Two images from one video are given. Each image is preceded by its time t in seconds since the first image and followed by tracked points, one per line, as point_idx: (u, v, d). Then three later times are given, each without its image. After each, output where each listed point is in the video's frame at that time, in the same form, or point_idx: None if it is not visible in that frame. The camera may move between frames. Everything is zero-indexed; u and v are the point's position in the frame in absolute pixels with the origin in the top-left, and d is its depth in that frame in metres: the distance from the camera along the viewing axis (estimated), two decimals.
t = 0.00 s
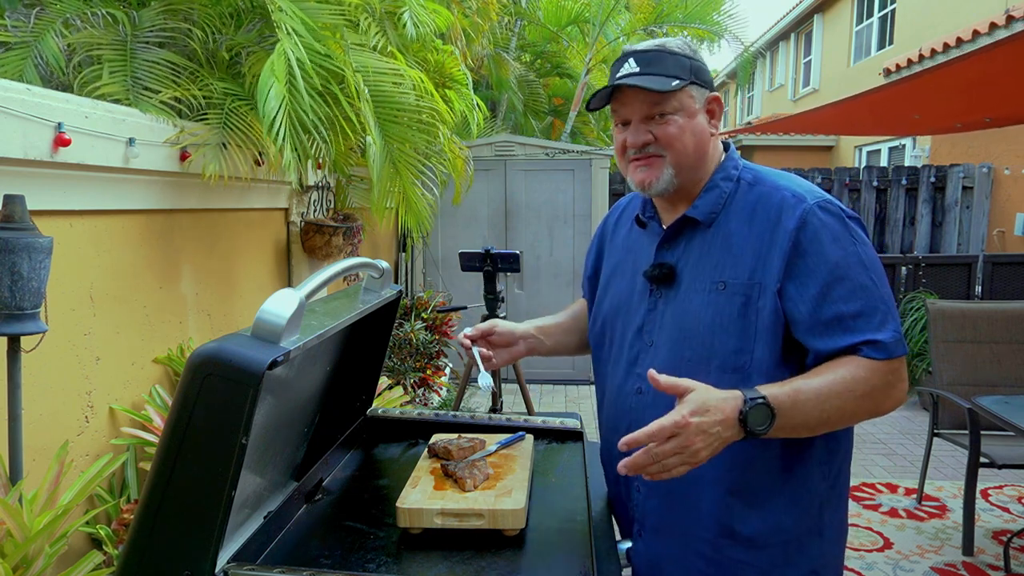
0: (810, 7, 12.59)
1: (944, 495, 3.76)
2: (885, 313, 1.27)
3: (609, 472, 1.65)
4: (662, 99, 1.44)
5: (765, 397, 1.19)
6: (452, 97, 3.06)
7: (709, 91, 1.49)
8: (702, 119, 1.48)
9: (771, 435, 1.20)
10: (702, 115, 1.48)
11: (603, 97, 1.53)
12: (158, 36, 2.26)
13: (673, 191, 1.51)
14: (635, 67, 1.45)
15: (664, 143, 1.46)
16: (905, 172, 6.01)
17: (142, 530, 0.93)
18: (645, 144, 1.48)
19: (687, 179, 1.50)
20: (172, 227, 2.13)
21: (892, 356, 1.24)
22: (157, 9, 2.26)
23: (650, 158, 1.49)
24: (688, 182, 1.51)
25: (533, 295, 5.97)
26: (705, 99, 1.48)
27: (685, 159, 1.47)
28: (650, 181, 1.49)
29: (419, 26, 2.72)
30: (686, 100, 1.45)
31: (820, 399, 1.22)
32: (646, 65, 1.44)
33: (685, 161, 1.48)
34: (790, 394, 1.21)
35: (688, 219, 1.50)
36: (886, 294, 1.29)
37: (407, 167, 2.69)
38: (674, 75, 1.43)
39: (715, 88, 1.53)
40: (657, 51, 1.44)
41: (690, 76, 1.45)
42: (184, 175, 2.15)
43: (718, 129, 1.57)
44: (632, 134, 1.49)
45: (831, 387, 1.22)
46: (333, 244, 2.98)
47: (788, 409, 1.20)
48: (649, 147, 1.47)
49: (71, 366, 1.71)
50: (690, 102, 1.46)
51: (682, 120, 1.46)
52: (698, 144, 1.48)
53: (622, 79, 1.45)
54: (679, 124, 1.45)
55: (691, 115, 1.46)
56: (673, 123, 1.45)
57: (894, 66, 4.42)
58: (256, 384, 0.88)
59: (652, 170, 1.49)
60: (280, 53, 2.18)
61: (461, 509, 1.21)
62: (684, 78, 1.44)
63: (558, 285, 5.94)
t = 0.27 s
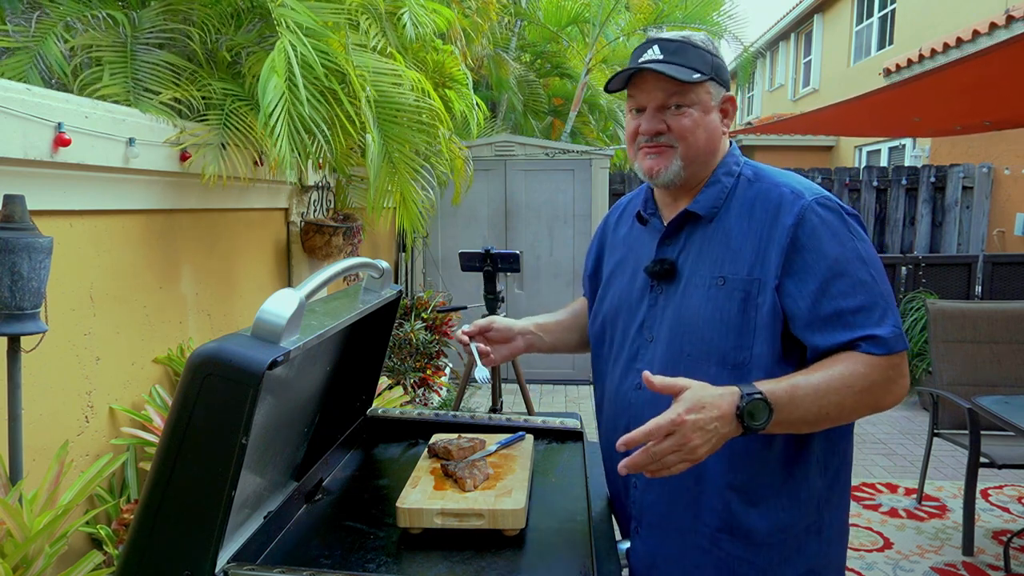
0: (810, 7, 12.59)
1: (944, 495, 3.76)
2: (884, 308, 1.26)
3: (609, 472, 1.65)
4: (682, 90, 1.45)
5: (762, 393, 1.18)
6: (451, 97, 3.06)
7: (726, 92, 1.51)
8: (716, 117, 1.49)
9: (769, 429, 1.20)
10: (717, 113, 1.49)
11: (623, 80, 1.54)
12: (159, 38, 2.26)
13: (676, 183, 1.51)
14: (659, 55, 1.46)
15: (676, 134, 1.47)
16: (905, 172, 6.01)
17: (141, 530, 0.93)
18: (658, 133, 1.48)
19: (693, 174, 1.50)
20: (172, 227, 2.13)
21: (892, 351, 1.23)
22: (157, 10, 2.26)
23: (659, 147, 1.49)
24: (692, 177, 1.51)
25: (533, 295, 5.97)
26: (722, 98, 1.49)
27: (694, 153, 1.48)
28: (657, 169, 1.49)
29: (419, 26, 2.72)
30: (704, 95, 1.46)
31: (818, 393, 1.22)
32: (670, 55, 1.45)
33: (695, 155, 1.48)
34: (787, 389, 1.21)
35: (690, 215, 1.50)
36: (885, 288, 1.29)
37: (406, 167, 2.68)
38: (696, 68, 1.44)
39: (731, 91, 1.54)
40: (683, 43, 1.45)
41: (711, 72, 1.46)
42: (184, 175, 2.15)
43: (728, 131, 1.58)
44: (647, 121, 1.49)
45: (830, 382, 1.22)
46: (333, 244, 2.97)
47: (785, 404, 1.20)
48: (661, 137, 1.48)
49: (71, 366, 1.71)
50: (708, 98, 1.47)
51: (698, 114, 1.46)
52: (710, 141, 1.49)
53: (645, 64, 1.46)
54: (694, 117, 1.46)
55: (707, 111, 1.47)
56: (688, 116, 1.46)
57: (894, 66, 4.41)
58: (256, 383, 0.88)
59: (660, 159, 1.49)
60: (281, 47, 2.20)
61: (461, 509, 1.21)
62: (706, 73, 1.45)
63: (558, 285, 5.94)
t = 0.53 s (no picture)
0: (810, 7, 12.59)
1: (943, 495, 3.76)
2: (887, 314, 1.27)
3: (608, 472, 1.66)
4: (655, 115, 1.43)
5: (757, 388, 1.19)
6: (451, 97, 3.06)
7: (703, 94, 1.47)
8: (699, 125, 1.47)
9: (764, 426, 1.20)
10: (699, 121, 1.46)
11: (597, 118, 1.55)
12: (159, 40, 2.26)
13: (679, 200, 1.51)
14: (625, 85, 1.45)
15: (662, 157, 1.45)
16: (905, 172, 6.01)
17: (141, 530, 0.93)
18: (645, 161, 1.47)
19: (691, 186, 1.49)
20: (172, 226, 2.13)
21: (892, 356, 1.24)
22: (156, 11, 2.25)
23: (650, 173, 1.48)
24: (693, 188, 1.50)
25: (533, 295, 5.97)
26: (700, 103, 1.46)
27: (687, 168, 1.47)
28: (655, 195, 1.49)
29: (418, 26, 2.72)
30: (679, 110, 1.43)
31: (816, 393, 1.22)
32: (634, 83, 1.44)
33: (687, 170, 1.47)
34: (787, 388, 1.21)
35: (694, 217, 1.50)
36: (889, 294, 1.29)
37: (406, 167, 2.68)
38: (665, 87, 1.42)
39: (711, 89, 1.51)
40: (644, 66, 1.44)
41: (681, 84, 1.43)
42: (184, 175, 2.15)
43: (718, 129, 1.54)
44: (631, 152, 1.49)
45: (828, 382, 1.22)
46: (333, 244, 2.97)
47: (783, 402, 1.20)
48: (648, 163, 1.47)
49: (71, 366, 1.71)
50: (685, 111, 1.44)
51: (679, 132, 1.44)
52: (698, 152, 1.47)
53: (612, 100, 1.46)
54: (676, 135, 1.44)
55: (687, 124, 1.45)
56: (669, 136, 1.44)
57: (894, 66, 4.41)
58: (256, 384, 0.88)
59: (655, 184, 1.48)
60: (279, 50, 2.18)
61: (461, 509, 1.21)
62: (676, 87, 1.42)
63: (558, 285, 5.94)
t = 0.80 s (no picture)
0: (810, 7, 12.59)
1: (943, 495, 3.76)
2: (882, 312, 1.26)
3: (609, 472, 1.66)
4: (665, 99, 1.44)
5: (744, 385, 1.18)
6: (452, 97, 3.06)
7: (712, 88, 1.49)
8: (706, 116, 1.48)
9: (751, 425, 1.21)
10: (706, 112, 1.48)
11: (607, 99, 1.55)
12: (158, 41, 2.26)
13: (681, 189, 1.51)
14: (637, 69, 1.46)
15: (669, 142, 1.46)
16: (905, 172, 6.02)
17: (141, 530, 0.93)
18: (651, 144, 1.48)
19: (695, 175, 1.50)
20: (172, 226, 2.13)
21: (886, 355, 1.23)
22: (154, 12, 2.27)
23: (656, 158, 1.49)
24: (696, 179, 1.51)
25: (533, 295, 5.97)
26: (708, 95, 1.48)
27: (692, 156, 1.48)
28: (660, 180, 1.49)
29: (418, 28, 2.72)
30: (688, 98, 1.45)
31: (805, 390, 1.22)
32: (648, 66, 1.45)
33: (693, 157, 1.48)
34: (775, 386, 1.21)
35: (693, 216, 1.50)
36: (885, 293, 1.29)
37: (406, 167, 2.69)
38: (676, 74, 1.44)
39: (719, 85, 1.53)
40: (658, 51, 1.45)
41: (692, 74, 1.45)
42: (184, 176, 2.15)
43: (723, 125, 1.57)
44: (638, 135, 1.49)
45: (816, 380, 1.22)
46: (333, 244, 2.97)
47: (770, 400, 1.20)
48: (655, 147, 1.48)
49: (71, 366, 1.71)
50: (693, 101, 1.46)
51: (686, 119, 1.46)
52: (704, 141, 1.49)
53: (624, 81, 1.46)
54: (683, 122, 1.45)
55: (695, 113, 1.46)
56: (677, 122, 1.45)
57: (894, 66, 4.41)
58: (255, 384, 0.88)
59: (661, 170, 1.49)
60: (278, 59, 2.19)
61: (461, 509, 1.21)
62: (686, 76, 1.44)
63: (558, 285, 5.94)
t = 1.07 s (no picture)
0: (810, 7, 12.59)
1: (943, 495, 3.76)
2: (869, 310, 1.26)
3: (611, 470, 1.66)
4: (668, 95, 1.45)
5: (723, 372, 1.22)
6: (452, 97, 3.06)
7: (715, 85, 1.49)
8: (709, 112, 1.48)
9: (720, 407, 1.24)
10: (709, 109, 1.48)
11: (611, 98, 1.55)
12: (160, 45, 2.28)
13: (685, 185, 1.51)
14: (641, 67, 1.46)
15: (673, 138, 1.46)
16: (905, 172, 6.01)
17: (141, 530, 0.93)
18: (655, 141, 1.48)
19: (699, 170, 1.50)
20: (172, 226, 2.13)
21: (865, 353, 1.24)
22: (155, 13, 2.28)
23: (660, 154, 1.49)
24: (700, 174, 1.51)
25: (533, 295, 5.97)
26: (711, 92, 1.48)
27: (696, 152, 1.47)
28: (664, 176, 1.49)
29: (417, 30, 2.73)
30: (692, 95, 1.45)
31: (779, 379, 1.23)
32: (651, 64, 1.44)
33: (697, 152, 1.48)
34: (750, 373, 1.23)
35: (696, 212, 1.49)
36: (879, 291, 1.29)
37: (406, 167, 2.69)
38: (678, 71, 1.44)
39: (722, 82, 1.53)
40: (661, 49, 1.45)
41: (694, 71, 1.45)
42: (183, 176, 2.15)
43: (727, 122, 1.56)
44: (642, 132, 1.49)
45: (791, 371, 1.23)
46: (333, 244, 2.97)
47: (742, 384, 1.22)
48: (659, 143, 1.48)
49: (71, 366, 1.71)
50: (696, 97, 1.46)
51: (690, 115, 1.46)
52: (708, 137, 1.48)
53: (627, 79, 1.47)
54: (686, 118, 1.45)
55: (698, 110, 1.46)
56: (680, 119, 1.45)
57: (894, 66, 4.41)
58: (256, 384, 0.88)
59: (665, 165, 1.49)
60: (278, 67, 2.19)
61: (461, 509, 1.20)
62: (689, 73, 1.44)
63: (558, 284, 5.94)
